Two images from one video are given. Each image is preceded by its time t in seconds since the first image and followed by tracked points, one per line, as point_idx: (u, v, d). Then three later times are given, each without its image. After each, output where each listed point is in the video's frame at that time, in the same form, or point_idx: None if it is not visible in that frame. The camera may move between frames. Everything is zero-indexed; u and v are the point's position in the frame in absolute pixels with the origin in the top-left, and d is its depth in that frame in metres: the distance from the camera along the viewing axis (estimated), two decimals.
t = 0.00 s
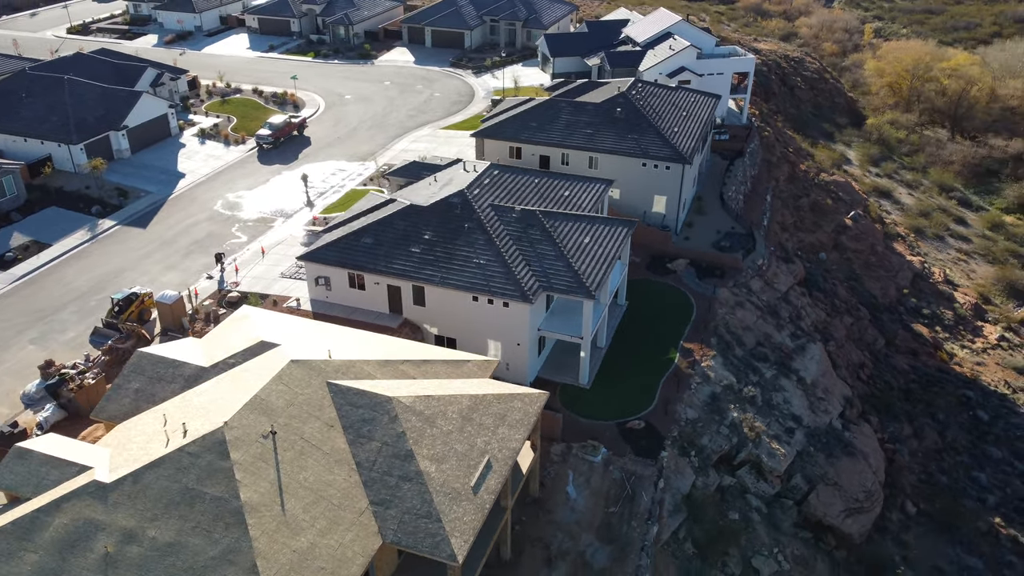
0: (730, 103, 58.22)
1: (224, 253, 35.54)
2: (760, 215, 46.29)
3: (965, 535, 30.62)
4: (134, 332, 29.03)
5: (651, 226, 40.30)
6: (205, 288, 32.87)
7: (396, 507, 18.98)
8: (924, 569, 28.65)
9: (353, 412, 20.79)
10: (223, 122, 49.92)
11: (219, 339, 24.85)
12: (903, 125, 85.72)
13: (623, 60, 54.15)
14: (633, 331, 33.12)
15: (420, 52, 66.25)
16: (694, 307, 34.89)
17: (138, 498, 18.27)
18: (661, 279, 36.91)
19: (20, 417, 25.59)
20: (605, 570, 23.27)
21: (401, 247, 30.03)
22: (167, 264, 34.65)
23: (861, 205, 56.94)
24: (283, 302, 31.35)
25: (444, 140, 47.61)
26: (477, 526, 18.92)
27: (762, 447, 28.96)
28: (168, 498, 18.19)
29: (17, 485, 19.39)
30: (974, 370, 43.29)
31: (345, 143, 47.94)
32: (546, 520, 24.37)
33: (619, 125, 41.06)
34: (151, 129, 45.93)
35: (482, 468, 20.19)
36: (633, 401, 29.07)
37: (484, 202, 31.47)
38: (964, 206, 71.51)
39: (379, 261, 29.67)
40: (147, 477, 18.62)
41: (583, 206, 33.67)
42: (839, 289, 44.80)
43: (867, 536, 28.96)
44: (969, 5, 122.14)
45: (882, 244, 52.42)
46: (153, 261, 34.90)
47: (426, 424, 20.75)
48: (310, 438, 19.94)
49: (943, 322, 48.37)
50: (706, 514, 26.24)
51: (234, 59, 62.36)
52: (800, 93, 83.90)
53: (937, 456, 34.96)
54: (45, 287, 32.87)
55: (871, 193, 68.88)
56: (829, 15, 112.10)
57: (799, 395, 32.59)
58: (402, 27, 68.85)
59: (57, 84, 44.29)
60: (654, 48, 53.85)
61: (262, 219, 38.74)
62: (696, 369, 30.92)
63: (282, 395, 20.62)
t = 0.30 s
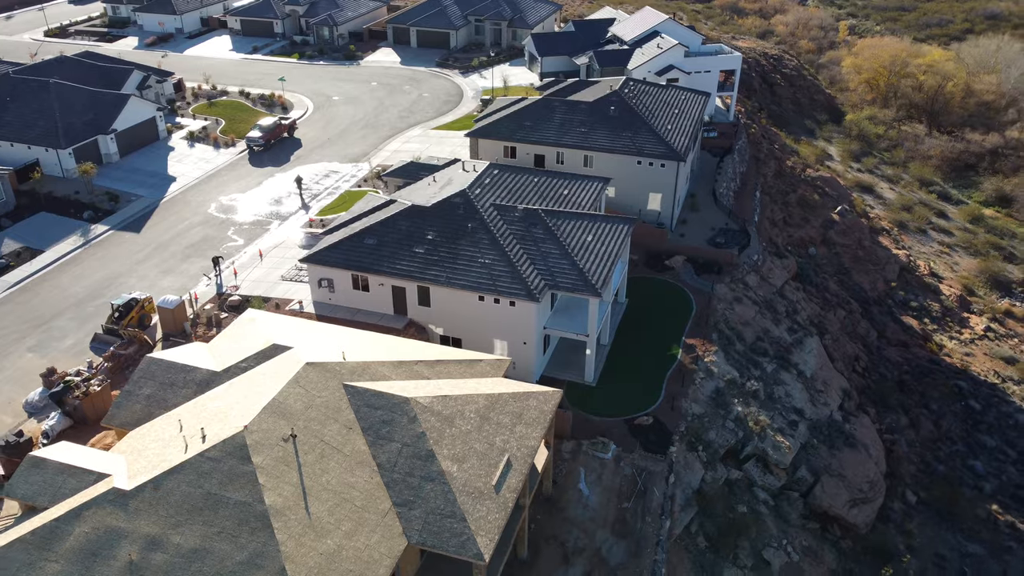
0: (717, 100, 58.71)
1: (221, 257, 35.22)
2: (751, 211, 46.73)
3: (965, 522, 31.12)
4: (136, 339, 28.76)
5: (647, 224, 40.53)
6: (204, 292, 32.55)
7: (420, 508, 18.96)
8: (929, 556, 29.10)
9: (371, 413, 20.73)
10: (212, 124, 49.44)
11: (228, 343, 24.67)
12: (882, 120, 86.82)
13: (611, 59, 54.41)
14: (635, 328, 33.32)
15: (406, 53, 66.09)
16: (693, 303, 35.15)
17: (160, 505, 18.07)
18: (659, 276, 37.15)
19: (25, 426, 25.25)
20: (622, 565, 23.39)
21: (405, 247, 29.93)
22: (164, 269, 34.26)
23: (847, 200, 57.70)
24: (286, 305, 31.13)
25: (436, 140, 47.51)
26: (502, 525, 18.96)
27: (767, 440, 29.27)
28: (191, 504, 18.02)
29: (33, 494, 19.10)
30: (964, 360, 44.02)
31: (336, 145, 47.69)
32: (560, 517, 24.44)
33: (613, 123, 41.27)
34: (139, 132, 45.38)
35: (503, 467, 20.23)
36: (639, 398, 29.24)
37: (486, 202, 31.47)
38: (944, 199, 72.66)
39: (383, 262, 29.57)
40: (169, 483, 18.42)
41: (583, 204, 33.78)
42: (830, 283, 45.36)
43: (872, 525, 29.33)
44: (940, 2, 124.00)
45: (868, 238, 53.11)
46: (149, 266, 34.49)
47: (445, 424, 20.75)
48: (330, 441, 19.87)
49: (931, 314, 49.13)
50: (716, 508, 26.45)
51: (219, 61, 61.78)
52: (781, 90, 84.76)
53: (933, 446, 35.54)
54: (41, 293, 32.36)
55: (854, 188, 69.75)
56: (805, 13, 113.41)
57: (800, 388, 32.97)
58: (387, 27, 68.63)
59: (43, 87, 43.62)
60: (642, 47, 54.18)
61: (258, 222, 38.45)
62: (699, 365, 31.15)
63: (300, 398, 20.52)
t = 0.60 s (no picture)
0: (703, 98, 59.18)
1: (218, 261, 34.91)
2: (742, 207, 47.16)
3: (965, 510, 31.67)
4: (138, 345, 28.39)
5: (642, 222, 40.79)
6: (204, 297, 32.23)
7: (444, 508, 18.94)
8: (931, 544, 29.57)
9: (390, 415, 20.68)
10: (199, 127, 48.94)
11: (237, 346, 24.48)
12: (860, 115, 87.79)
13: (599, 58, 54.66)
14: (637, 325, 33.51)
15: (391, 53, 65.91)
16: (692, 299, 35.41)
17: (183, 512, 17.90)
18: (657, 273, 37.38)
19: (29, 435, 24.88)
20: (638, 561, 23.52)
21: (408, 248, 29.87)
22: (161, 274, 33.88)
23: (832, 195, 58.45)
24: (288, 308, 30.92)
25: (427, 141, 47.39)
26: (526, 523, 19.01)
27: (772, 434, 29.59)
28: (214, 510, 17.89)
29: (50, 504, 18.83)
30: (952, 351, 44.79)
31: (327, 146, 47.43)
32: (574, 514, 24.52)
33: (606, 121, 41.48)
34: (127, 136, 44.80)
35: (523, 466, 20.26)
36: (645, 394, 29.42)
37: (488, 202, 31.49)
38: (924, 193, 73.80)
39: (387, 263, 29.49)
40: (190, 490, 18.24)
41: (582, 203, 33.90)
42: (821, 278, 45.91)
43: (876, 514, 29.71)
44: None
45: (855, 232, 53.82)
46: (145, 271, 34.09)
47: (464, 424, 20.76)
48: (350, 443, 19.79)
49: (918, 306, 49.93)
50: (725, 502, 26.70)
51: (202, 63, 61.18)
52: (760, 88, 85.56)
53: (928, 436, 36.12)
54: (36, 301, 31.86)
55: (836, 184, 70.61)
56: (780, 11, 114.60)
57: (800, 382, 33.37)
58: (371, 28, 68.37)
59: (28, 92, 42.91)
60: (629, 46, 54.53)
61: (253, 225, 38.17)
62: (702, 360, 31.39)
63: (317, 401, 20.41)
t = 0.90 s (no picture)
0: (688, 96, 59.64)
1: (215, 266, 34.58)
2: (733, 204, 47.60)
3: (962, 497, 32.27)
4: (140, 351, 28.05)
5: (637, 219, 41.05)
6: (203, 302, 31.91)
7: (468, 508, 18.95)
8: (933, 531, 30.04)
9: (408, 416, 20.63)
10: (186, 131, 48.41)
11: (247, 350, 24.33)
12: (837, 112, 88.59)
13: (586, 57, 54.85)
14: (638, 321, 33.73)
15: (375, 54, 65.66)
16: (690, 295, 35.70)
17: (207, 518, 17.76)
18: (654, 270, 37.65)
19: (34, 445, 24.50)
20: (654, 555, 23.67)
21: (412, 249, 29.81)
22: (157, 279, 33.49)
23: (817, 190, 59.18)
24: (290, 312, 30.70)
25: (418, 141, 47.26)
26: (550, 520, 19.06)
27: (775, 427, 29.94)
28: (239, 515, 17.77)
29: (68, 514, 18.54)
30: (940, 342, 45.59)
31: (317, 148, 47.15)
32: (588, 511, 24.60)
33: (599, 120, 41.66)
34: (114, 141, 44.20)
35: (543, 464, 20.30)
36: (651, 390, 29.64)
37: (489, 201, 31.53)
38: (903, 187, 74.92)
39: (391, 265, 29.42)
40: (213, 496, 18.09)
41: (581, 201, 34.02)
42: (811, 272, 46.47)
43: (879, 504, 30.16)
44: None
45: (841, 227, 54.51)
46: (141, 276, 33.67)
47: (483, 424, 20.77)
48: (370, 445, 19.73)
49: (905, 298, 50.72)
50: (734, 495, 26.96)
51: (185, 66, 60.53)
52: (740, 85, 86.31)
53: (923, 425, 36.78)
54: (31, 309, 31.35)
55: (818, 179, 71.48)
56: (754, 9, 115.69)
57: (799, 375, 33.82)
58: (354, 29, 68.03)
59: (12, 96, 42.18)
60: (615, 45, 54.83)
61: (247, 228, 37.87)
62: (704, 355, 31.66)
63: (335, 404, 20.31)
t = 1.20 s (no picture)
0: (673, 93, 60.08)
1: (212, 270, 34.25)
2: (723, 200, 48.04)
3: (959, 484, 32.87)
4: (143, 357, 27.76)
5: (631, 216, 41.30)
6: (203, 306, 31.59)
7: (492, 506, 18.98)
8: (935, 518, 30.46)
9: (427, 415, 20.61)
10: (173, 134, 47.85)
11: (256, 353, 24.13)
12: (814, 108, 89.48)
13: (572, 55, 55.04)
14: (638, 317, 33.94)
15: (359, 55, 65.35)
16: (688, 291, 35.97)
17: (232, 522, 17.62)
18: (651, 266, 37.89)
19: (40, 454, 24.14)
20: (669, 548, 23.80)
21: (415, 249, 29.76)
22: (154, 284, 33.09)
23: (802, 186, 59.92)
24: (293, 314, 30.49)
25: (408, 142, 47.09)
26: (574, 516, 19.15)
27: (778, 419, 30.31)
28: (265, 519, 17.66)
29: (87, 522, 18.24)
30: (928, 332, 46.36)
31: (307, 150, 46.84)
32: (601, 506, 24.68)
33: (592, 118, 41.87)
34: (100, 144, 43.58)
35: (563, 460, 20.37)
36: (655, 385, 29.86)
37: (490, 200, 31.56)
38: (882, 181, 76.03)
39: (395, 265, 29.36)
40: (237, 500, 17.94)
41: (580, 199, 34.14)
42: (801, 266, 47.02)
43: (881, 492, 30.56)
44: None
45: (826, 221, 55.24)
46: (138, 282, 33.25)
47: (502, 421, 20.80)
48: (391, 445, 19.69)
49: (891, 290, 51.51)
50: (743, 487, 27.23)
51: (166, 68, 59.80)
52: (720, 83, 87.06)
53: (917, 414, 37.38)
54: (26, 316, 30.82)
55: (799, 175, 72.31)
56: (728, 7, 116.65)
57: (798, 367, 34.26)
58: (337, 30, 67.65)
59: None
60: (602, 44, 55.09)
61: (242, 231, 37.56)
62: (706, 350, 31.95)
63: (354, 404, 20.24)
